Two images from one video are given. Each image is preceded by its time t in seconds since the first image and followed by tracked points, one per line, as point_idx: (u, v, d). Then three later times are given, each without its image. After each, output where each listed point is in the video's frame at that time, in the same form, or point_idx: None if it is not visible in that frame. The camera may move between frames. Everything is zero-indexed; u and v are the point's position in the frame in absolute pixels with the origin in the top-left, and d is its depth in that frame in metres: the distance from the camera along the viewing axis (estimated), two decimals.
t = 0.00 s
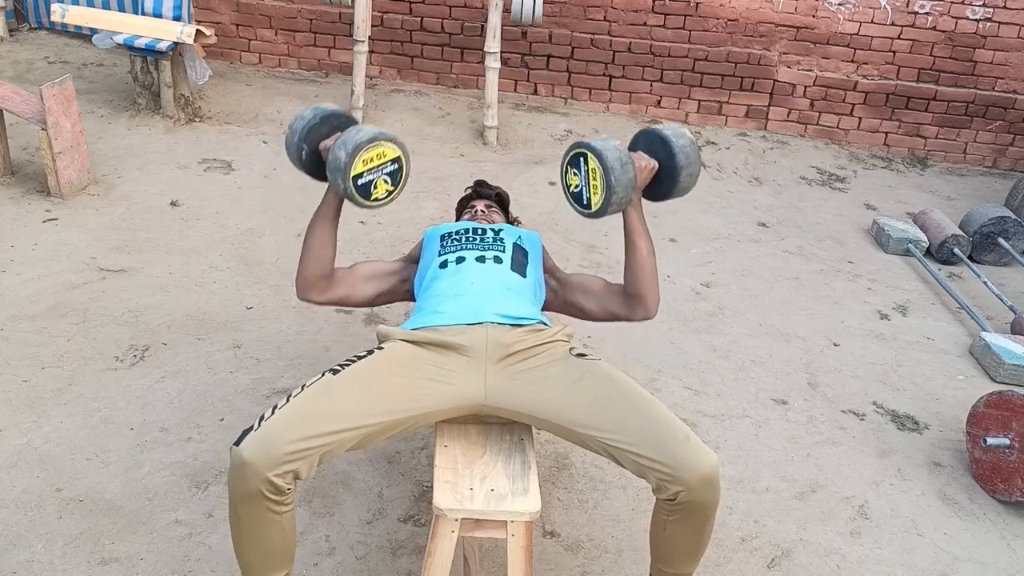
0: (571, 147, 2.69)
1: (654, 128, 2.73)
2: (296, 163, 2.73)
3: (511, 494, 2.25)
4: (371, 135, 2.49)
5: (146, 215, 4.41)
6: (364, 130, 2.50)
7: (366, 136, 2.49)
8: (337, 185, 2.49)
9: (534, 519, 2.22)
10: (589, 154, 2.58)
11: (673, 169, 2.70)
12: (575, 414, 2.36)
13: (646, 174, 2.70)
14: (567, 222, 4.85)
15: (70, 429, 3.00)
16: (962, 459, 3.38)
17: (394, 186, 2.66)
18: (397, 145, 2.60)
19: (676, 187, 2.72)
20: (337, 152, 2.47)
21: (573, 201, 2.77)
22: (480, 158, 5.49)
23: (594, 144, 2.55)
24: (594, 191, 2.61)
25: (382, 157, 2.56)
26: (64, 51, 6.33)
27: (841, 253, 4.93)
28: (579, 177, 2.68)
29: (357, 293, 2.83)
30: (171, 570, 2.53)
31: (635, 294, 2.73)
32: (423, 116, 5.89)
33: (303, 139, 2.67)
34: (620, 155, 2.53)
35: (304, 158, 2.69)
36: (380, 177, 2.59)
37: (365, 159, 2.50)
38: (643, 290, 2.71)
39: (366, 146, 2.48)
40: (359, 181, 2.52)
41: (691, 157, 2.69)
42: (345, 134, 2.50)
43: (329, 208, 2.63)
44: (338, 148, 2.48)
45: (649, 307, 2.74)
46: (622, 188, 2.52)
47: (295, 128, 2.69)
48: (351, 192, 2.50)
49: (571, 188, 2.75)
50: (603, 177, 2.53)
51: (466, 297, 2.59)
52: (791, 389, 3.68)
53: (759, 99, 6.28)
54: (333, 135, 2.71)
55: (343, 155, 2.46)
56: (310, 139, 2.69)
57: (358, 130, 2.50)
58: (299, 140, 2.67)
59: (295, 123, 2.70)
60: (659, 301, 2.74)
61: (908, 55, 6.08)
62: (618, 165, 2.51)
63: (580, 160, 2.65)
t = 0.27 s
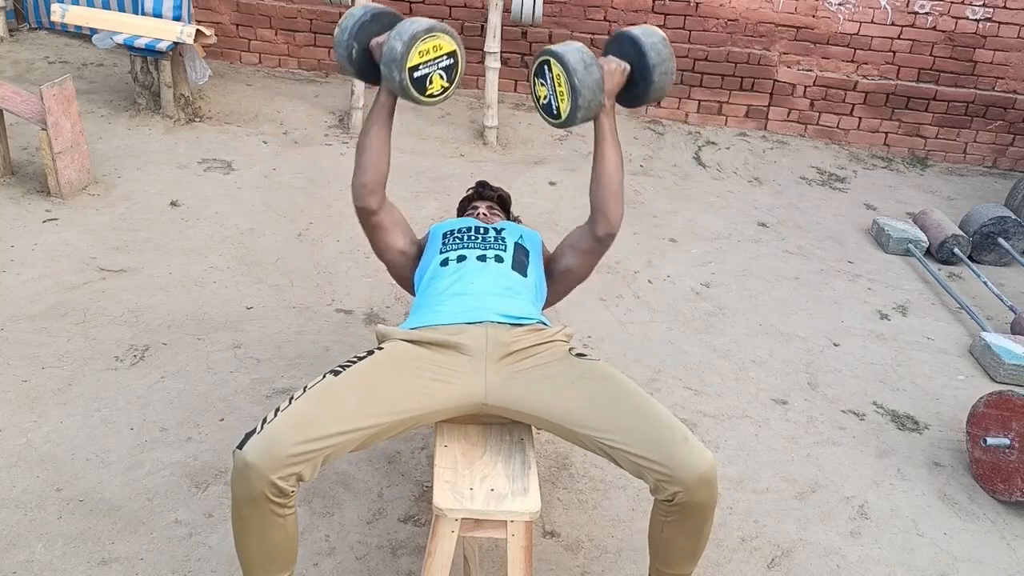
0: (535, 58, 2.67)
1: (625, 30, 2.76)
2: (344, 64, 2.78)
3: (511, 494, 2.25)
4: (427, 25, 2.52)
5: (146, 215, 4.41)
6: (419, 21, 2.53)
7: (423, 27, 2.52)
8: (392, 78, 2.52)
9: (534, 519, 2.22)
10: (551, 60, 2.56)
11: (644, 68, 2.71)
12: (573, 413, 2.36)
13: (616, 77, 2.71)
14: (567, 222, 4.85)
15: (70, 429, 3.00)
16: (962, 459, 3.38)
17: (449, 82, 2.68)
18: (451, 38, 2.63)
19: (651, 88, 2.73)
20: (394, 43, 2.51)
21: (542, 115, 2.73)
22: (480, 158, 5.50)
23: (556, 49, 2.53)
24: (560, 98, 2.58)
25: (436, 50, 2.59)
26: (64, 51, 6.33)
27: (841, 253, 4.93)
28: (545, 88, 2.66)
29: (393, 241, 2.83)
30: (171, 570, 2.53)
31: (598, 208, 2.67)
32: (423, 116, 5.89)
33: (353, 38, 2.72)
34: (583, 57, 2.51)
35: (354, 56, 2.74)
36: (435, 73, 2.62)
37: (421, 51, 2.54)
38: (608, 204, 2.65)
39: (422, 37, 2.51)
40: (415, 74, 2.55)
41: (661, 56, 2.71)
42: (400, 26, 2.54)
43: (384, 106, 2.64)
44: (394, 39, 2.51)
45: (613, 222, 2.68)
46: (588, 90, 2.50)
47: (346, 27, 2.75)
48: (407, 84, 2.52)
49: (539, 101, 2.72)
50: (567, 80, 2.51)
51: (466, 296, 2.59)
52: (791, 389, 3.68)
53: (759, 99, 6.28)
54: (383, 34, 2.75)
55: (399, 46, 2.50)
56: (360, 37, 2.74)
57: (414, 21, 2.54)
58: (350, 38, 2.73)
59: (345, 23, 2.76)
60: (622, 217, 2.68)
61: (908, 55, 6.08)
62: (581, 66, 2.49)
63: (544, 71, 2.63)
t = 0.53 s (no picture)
0: (506, 24, 2.65)
1: None
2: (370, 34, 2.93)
3: (511, 494, 2.25)
4: (455, 3, 2.56)
5: (146, 215, 4.41)
6: None
7: (451, 4, 2.56)
8: (422, 55, 2.58)
9: (534, 519, 2.22)
10: (524, 30, 2.57)
11: (614, 41, 2.78)
12: (574, 411, 2.36)
13: (589, 47, 2.75)
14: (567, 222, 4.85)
15: (70, 429, 3.00)
16: (962, 459, 3.38)
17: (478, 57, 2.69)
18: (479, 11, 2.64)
19: (620, 58, 2.80)
20: (422, 21, 2.56)
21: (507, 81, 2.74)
22: (480, 158, 5.50)
23: (530, 19, 2.54)
24: (531, 69, 2.61)
25: (466, 25, 2.61)
26: (64, 51, 6.33)
27: (841, 253, 4.93)
28: (513, 56, 2.66)
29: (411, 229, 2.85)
30: (171, 570, 2.53)
31: (557, 173, 2.71)
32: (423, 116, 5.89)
33: (379, 11, 2.88)
34: (558, 29, 2.55)
35: (381, 28, 2.90)
36: (464, 48, 2.63)
37: (449, 28, 2.57)
38: (566, 171, 2.70)
39: (450, 14, 2.55)
40: (444, 51, 2.59)
41: (631, 29, 2.78)
42: (429, 2, 2.57)
43: (415, 85, 2.70)
44: (423, 17, 2.56)
45: (572, 190, 2.72)
46: (563, 63, 2.55)
47: None
48: (436, 62, 2.58)
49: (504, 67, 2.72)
50: (542, 52, 2.54)
51: (466, 296, 2.59)
52: (791, 389, 3.68)
53: (759, 99, 6.28)
54: (409, 6, 2.87)
55: (427, 24, 2.55)
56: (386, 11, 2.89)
57: None
58: (376, 10, 2.88)
59: None
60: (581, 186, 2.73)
61: (908, 56, 6.08)
62: (557, 39, 2.53)
63: (516, 38, 2.62)
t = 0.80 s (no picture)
0: (503, 19, 2.68)
1: None
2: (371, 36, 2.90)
3: (511, 494, 2.25)
4: (454, 4, 2.55)
5: (146, 215, 4.41)
6: None
7: (450, 5, 2.55)
8: (422, 57, 2.57)
9: (534, 519, 2.22)
10: (522, 24, 2.60)
11: (608, 40, 2.78)
12: (574, 413, 2.36)
13: (584, 45, 2.76)
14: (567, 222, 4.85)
15: (70, 429, 3.00)
16: (962, 459, 3.38)
17: (478, 57, 2.68)
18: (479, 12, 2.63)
19: (613, 59, 2.80)
20: (422, 23, 2.55)
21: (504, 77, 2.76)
22: (480, 158, 5.50)
23: (529, 13, 2.57)
24: (528, 63, 2.63)
25: (465, 26, 2.60)
26: (64, 51, 6.33)
27: (841, 253, 4.93)
28: (511, 51, 2.68)
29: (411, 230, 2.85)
30: (171, 570, 2.53)
31: (550, 170, 2.75)
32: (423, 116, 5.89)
33: (376, 12, 2.85)
34: (556, 24, 2.58)
35: (379, 29, 2.87)
36: (464, 48, 2.62)
37: (449, 29, 2.56)
38: (559, 169, 2.73)
39: (449, 16, 2.54)
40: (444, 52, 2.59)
41: (626, 29, 2.77)
42: (428, 4, 2.56)
43: (416, 85, 2.74)
44: (422, 18, 2.56)
45: (564, 187, 2.75)
46: (560, 58, 2.58)
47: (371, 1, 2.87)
48: (435, 64, 2.58)
49: (501, 63, 2.74)
50: (540, 46, 2.57)
51: (465, 298, 2.59)
52: (791, 389, 3.68)
53: (759, 99, 6.28)
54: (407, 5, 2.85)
55: (426, 26, 2.54)
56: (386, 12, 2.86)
57: None
58: (376, 12, 2.85)
59: None
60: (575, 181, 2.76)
61: (908, 55, 6.08)
62: (555, 33, 2.56)
63: (513, 33, 2.64)
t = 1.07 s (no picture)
0: (503, 21, 2.69)
1: None
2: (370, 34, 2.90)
3: (512, 494, 2.25)
4: (464, 4, 2.57)
5: (146, 215, 4.41)
6: None
7: (459, 6, 2.57)
8: (432, 57, 2.59)
9: (534, 519, 2.22)
10: (517, 24, 2.60)
11: (610, 37, 2.78)
12: (575, 414, 2.36)
13: (583, 43, 2.76)
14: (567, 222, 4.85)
15: (70, 430, 3.00)
16: (962, 459, 3.37)
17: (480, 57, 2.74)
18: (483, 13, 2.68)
19: (615, 56, 2.79)
20: (431, 22, 2.56)
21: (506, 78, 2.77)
22: (480, 158, 5.50)
23: (522, 12, 2.58)
24: (524, 62, 2.63)
25: (471, 26, 2.64)
26: (64, 51, 6.33)
27: (841, 253, 4.93)
28: (509, 50, 2.68)
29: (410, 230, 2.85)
30: (171, 570, 2.53)
31: (551, 171, 2.74)
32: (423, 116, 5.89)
33: (377, 11, 2.85)
34: (549, 22, 2.57)
35: (380, 29, 2.88)
36: (469, 48, 2.66)
37: (457, 29, 2.59)
38: (560, 169, 2.73)
39: (459, 16, 2.57)
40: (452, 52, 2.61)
41: (628, 25, 2.77)
42: (436, 4, 2.58)
43: (417, 84, 2.72)
44: (431, 19, 2.56)
45: (566, 187, 2.74)
46: (553, 56, 2.56)
47: None
48: (444, 63, 2.59)
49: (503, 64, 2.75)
50: (533, 44, 2.56)
51: (466, 300, 2.59)
52: (791, 389, 3.68)
53: (759, 99, 6.28)
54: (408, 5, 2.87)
55: (437, 26, 2.55)
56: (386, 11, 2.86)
57: None
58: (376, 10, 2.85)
59: None
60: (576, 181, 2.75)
61: (908, 56, 6.08)
62: (547, 31, 2.55)
63: (510, 34, 2.65)
